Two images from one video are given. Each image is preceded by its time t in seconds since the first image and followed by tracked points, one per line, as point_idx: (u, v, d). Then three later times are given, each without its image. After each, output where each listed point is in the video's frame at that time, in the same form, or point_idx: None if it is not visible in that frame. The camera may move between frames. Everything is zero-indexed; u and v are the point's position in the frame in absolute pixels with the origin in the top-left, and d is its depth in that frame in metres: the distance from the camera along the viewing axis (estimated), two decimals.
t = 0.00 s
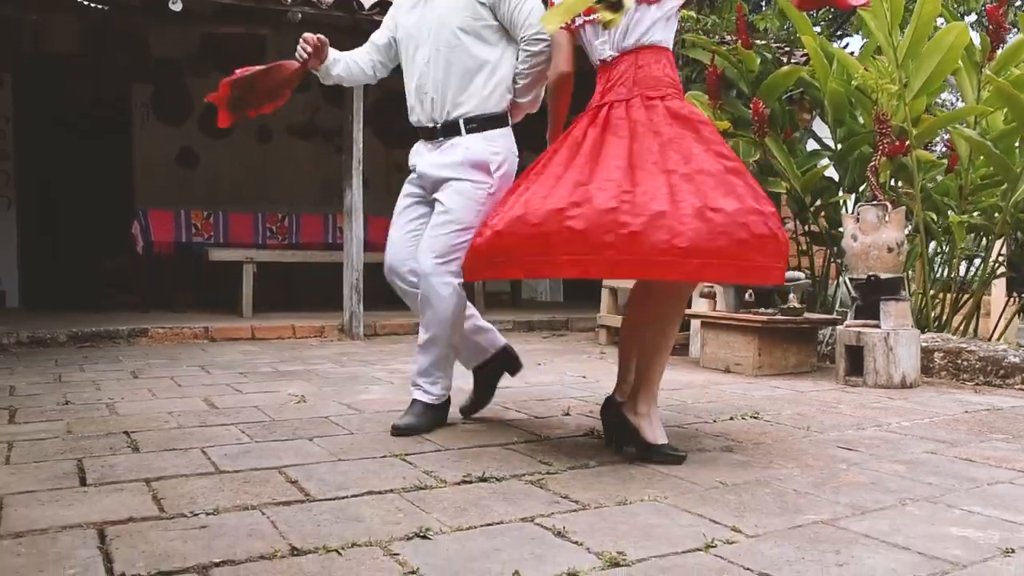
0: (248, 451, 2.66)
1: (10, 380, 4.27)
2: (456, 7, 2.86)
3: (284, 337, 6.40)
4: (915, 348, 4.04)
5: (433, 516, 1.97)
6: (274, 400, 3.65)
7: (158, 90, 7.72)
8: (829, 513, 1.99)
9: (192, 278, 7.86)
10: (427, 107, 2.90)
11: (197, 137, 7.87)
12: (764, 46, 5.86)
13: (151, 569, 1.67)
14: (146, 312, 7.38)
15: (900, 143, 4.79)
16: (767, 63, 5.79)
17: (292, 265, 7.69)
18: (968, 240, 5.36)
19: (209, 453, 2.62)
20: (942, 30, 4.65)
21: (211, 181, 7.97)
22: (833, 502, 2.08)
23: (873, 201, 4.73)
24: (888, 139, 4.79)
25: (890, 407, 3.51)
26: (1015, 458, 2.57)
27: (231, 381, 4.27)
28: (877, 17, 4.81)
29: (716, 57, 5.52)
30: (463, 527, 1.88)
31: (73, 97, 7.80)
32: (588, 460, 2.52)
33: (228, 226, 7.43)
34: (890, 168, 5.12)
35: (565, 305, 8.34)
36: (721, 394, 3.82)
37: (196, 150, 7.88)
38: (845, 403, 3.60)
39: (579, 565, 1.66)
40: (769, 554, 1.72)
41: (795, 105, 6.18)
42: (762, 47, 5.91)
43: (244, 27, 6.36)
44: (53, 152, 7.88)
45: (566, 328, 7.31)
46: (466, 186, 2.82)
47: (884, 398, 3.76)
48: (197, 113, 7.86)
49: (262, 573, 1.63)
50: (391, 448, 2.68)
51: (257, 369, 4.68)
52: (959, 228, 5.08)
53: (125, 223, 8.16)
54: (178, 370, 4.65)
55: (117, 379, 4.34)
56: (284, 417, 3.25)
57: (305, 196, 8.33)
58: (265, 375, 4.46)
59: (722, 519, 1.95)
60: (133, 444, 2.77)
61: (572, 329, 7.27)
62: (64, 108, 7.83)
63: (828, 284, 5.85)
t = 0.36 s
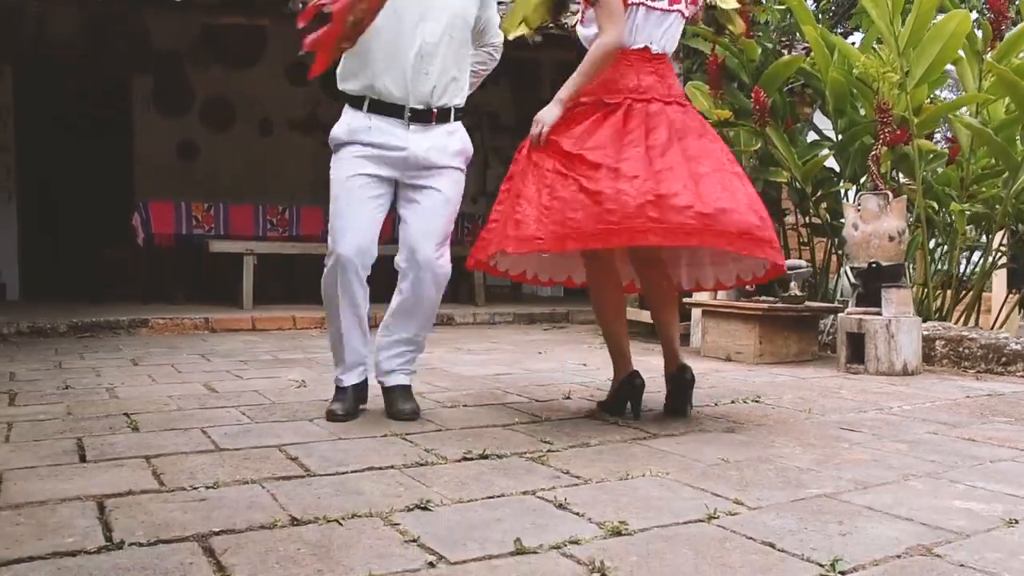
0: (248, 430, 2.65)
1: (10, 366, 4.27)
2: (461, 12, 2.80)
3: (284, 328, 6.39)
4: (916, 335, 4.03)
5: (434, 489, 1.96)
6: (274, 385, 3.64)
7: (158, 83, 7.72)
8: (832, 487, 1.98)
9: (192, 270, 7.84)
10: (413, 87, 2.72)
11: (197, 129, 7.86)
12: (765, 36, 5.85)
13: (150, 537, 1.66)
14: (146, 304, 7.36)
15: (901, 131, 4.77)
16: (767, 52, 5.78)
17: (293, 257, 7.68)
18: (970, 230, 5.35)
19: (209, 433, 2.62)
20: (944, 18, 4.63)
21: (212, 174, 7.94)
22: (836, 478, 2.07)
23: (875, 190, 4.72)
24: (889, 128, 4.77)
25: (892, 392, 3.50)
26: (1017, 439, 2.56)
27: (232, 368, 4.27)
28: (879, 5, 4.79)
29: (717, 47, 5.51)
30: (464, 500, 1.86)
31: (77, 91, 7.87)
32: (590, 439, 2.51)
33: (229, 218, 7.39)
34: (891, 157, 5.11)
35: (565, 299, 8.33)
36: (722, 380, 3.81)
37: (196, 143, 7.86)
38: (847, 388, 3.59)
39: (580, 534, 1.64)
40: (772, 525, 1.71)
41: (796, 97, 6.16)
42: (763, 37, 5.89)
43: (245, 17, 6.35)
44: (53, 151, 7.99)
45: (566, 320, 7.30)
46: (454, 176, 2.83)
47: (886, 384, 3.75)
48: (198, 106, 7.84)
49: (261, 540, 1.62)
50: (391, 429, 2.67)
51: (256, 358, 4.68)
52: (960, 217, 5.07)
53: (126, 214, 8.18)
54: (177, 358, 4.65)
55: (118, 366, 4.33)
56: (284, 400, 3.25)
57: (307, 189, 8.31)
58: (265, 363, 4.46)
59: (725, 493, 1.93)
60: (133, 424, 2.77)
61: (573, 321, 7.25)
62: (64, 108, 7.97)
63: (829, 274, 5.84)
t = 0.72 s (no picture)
0: (249, 404, 2.64)
1: (9, 351, 4.25)
2: None
3: (284, 317, 6.37)
4: (919, 319, 4.01)
5: (436, 456, 1.95)
6: (274, 367, 3.63)
7: (158, 75, 7.68)
8: (836, 455, 1.96)
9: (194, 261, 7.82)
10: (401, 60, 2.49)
11: (198, 121, 7.83)
12: (766, 23, 5.83)
13: (150, 497, 1.65)
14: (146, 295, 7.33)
15: (902, 118, 4.76)
16: (767, 41, 5.76)
17: (293, 247, 7.66)
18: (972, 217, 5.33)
19: (210, 407, 2.61)
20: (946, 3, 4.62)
21: (212, 164, 7.93)
22: (841, 446, 2.05)
23: (876, 175, 4.70)
24: (890, 114, 4.76)
25: (895, 374, 3.48)
26: (1021, 413, 2.55)
27: (231, 352, 4.25)
28: None
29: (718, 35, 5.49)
30: (467, 465, 1.85)
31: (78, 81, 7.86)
32: (592, 413, 2.50)
33: (228, 209, 7.36)
34: (892, 144, 5.11)
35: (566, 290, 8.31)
36: (724, 363, 3.80)
37: (197, 135, 7.84)
38: (850, 370, 3.57)
39: (584, 495, 1.62)
40: (777, 487, 1.70)
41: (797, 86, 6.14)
42: (763, 25, 5.87)
43: (245, 7, 6.33)
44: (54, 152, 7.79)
45: (567, 311, 7.28)
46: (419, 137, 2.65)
47: (887, 366, 3.74)
48: (198, 96, 7.82)
49: (262, 500, 1.61)
50: (392, 402, 2.66)
51: (255, 343, 4.66)
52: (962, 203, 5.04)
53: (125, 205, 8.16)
54: (176, 343, 4.63)
55: (117, 350, 4.32)
56: (285, 379, 3.24)
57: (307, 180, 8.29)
58: (265, 347, 4.44)
59: (730, 459, 1.92)
60: (133, 399, 2.76)
61: (573, 311, 7.24)
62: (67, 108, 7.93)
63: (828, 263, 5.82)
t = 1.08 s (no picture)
0: (249, 386, 2.63)
1: (9, 339, 4.24)
2: None
3: (284, 309, 6.36)
4: (921, 307, 4.00)
5: (438, 432, 1.93)
6: (274, 353, 3.61)
7: (159, 67, 7.68)
8: (841, 431, 1.95)
9: (194, 254, 7.81)
10: None
11: (198, 114, 7.83)
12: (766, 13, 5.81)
13: (149, 468, 1.64)
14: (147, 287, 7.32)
15: (904, 107, 4.74)
16: (768, 31, 5.74)
17: (293, 240, 7.65)
18: (973, 208, 5.30)
19: (210, 389, 2.60)
20: None
21: (211, 159, 7.91)
22: (844, 424, 2.04)
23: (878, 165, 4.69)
24: (892, 103, 4.74)
25: (897, 359, 3.47)
26: None
27: (232, 340, 4.24)
28: None
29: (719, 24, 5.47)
30: (468, 439, 1.83)
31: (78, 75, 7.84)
32: (593, 394, 2.48)
33: (228, 201, 7.36)
34: (894, 134, 5.09)
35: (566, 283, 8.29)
36: (726, 351, 3.78)
37: (197, 128, 7.83)
38: (853, 357, 3.56)
39: (586, 466, 1.61)
40: (781, 460, 1.68)
41: (797, 77, 6.11)
42: (764, 16, 5.85)
43: None
44: (53, 151, 7.81)
45: (567, 304, 7.26)
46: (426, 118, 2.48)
47: (890, 353, 3.72)
48: (198, 91, 7.81)
49: (262, 472, 1.60)
50: (393, 385, 2.65)
51: (255, 332, 4.64)
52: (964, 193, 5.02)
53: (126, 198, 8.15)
54: (176, 332, 4.62)
55: (117, 338, 4.30)
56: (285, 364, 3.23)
57: (306, 173, 8.27)
58: (265, 335, 4.43)
59: (733, 435, 1.90)
60: (132, 382, 2.75)
61: (574, 303, 7.22)
62: (64, 108, 7.75)
63: (830, 254, 5.80)
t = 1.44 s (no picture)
0: (245, 378, 2.59)
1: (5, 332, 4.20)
2: None
3: (282, 304, 6.31)
4: (924, 299, 3.96)
5: (433, 421, 1.89)
6: (271, 346, 3.57)
7: (158, 64, 7.62)
8: (844, 421, 1.91)
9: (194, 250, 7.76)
10: None
11: (198, 110, 7.77)
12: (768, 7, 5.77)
13: (138, 457, 1.60)
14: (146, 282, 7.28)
15: (907, 98, 4.70)
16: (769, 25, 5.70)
17: (292, 235, 7.61)
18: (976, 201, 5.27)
19: (205, 380, 2.56)
20: None
21: (211, 156, 7.84)
22: (849, 413, 2.00)
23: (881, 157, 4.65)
24: (894, 95, 4.70)
25: (901, 352, 3.43)
26: None
27: (229, 333, 4.21)
28: None
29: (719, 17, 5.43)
30: (464, 428, 1.79)
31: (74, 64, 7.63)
32: (594, 385, 2.44)
33: (228, 196, 7.33)
34: (896, 126, 5.02)
35: (567, 278, 8.26)
36: (729, 344, 3.74)
37: (196, 124, 7.78)
38: (857, 350, 3.51)
39: (584, 455, 1.57)
40: (783, 449, 1.64)
41: (799, 71, 6.07)
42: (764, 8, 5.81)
43: None
44: (53, 152, 7.69)
45: (568, 299, 7.22)
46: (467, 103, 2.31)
47: (895, 346, 3.68)
48: (197, 88, 7.75)
49: (253, 460, 1.56)
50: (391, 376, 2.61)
51: (254, 326, 4.60)
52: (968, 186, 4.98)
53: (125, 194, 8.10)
54: (174, 325, 4.58)
55: (114, 332, 4.26)
56: (282, 356, 3.19)
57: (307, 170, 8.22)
58: (264, 329, 4.39)
59: (735, 425, 1.86)
60: (126, 374, 2.71)
61: (574, 299, 7.18)
62: (63, 108, 7.67)
63: (831, 248, 5.76)
